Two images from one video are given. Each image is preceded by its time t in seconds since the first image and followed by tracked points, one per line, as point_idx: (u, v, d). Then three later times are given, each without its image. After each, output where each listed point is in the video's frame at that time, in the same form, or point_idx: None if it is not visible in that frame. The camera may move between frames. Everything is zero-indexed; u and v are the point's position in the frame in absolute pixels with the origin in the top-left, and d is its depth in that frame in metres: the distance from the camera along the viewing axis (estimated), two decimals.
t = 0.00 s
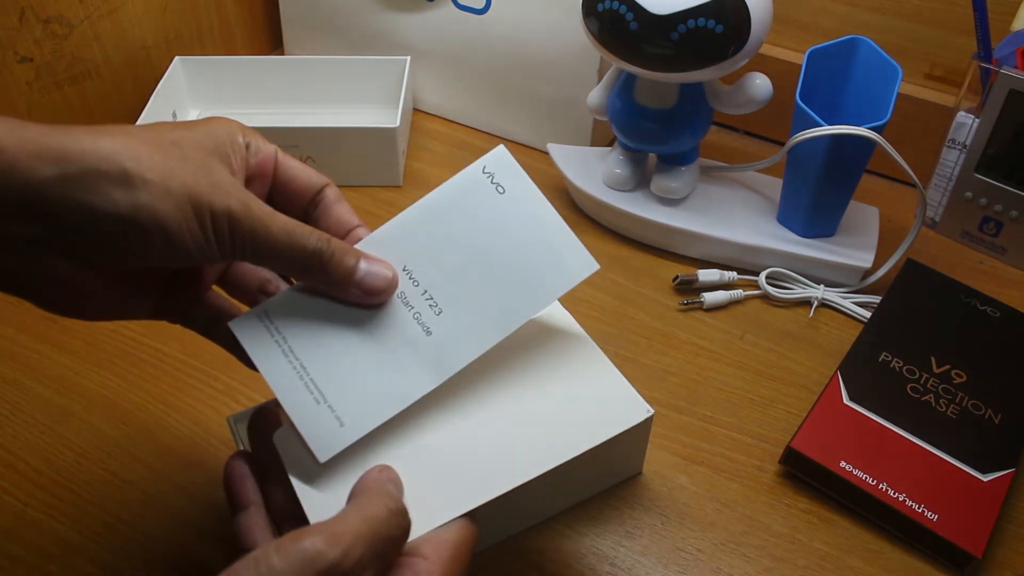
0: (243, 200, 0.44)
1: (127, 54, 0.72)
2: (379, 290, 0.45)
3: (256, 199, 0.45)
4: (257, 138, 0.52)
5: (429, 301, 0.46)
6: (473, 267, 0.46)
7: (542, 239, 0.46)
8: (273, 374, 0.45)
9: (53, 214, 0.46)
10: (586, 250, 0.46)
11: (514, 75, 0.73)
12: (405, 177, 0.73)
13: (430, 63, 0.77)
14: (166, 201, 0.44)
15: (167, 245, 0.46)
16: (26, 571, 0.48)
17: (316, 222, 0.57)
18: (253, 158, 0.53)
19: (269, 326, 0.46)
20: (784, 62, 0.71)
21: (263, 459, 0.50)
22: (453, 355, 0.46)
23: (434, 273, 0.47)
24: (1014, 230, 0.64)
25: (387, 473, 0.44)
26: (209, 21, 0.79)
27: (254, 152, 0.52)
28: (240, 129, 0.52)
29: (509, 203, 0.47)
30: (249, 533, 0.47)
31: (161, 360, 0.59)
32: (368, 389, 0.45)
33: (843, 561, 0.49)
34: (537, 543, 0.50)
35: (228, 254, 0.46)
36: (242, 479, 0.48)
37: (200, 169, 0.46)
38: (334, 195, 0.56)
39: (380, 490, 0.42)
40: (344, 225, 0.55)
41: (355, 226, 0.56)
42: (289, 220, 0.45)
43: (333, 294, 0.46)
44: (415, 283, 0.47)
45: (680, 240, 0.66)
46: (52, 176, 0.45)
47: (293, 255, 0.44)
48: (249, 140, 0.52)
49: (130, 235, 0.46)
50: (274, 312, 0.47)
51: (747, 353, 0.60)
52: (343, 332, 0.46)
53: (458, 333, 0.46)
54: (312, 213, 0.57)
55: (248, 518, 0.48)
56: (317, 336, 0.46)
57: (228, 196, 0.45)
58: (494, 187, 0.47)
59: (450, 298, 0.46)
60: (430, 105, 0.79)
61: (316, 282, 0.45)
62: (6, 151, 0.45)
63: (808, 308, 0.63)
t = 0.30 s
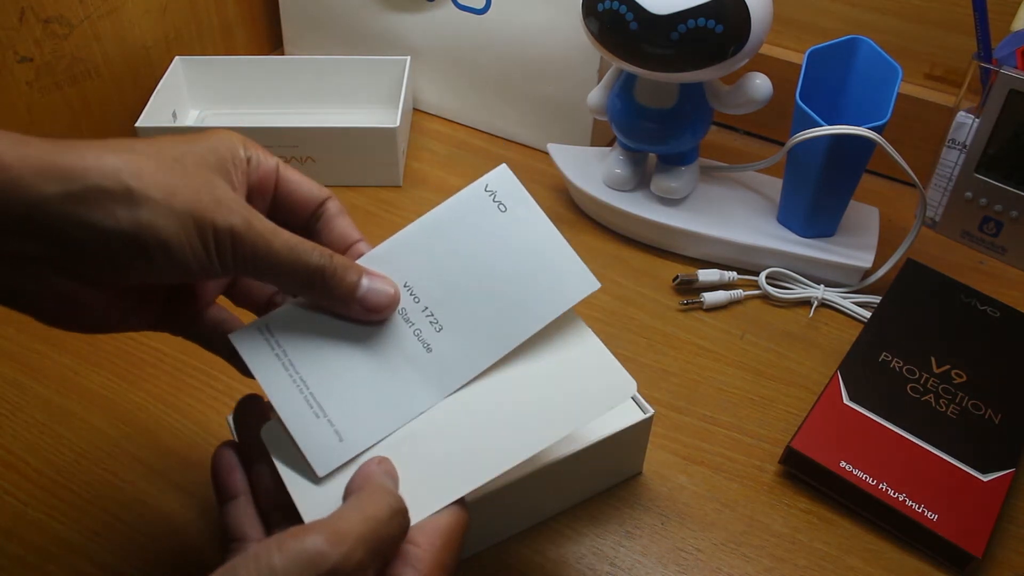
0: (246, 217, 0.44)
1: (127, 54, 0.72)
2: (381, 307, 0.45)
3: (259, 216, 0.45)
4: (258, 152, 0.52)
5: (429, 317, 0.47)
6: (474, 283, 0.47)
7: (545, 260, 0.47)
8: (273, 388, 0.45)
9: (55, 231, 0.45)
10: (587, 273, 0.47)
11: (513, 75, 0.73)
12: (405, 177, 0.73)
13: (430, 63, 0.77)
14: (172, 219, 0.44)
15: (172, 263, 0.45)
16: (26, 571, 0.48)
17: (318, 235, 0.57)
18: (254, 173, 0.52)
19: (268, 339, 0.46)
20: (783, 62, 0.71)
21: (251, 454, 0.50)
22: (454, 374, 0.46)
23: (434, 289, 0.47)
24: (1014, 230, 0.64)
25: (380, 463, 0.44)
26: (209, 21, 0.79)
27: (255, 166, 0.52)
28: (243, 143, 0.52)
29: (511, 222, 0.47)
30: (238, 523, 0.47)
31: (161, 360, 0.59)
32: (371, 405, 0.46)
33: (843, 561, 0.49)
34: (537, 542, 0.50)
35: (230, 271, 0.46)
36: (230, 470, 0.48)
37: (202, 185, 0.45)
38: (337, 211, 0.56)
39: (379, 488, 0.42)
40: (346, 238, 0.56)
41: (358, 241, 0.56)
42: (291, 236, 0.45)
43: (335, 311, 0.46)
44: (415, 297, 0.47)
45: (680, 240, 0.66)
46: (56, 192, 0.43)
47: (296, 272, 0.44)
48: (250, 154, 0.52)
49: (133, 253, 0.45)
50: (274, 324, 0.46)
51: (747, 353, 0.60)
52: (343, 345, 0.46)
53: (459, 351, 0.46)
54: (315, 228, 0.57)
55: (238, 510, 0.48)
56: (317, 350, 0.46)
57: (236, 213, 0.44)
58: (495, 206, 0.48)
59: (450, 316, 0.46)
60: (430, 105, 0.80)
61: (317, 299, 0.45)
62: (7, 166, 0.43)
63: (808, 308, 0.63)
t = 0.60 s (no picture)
0: (244, 259, 0.42)
1: (127, 54, 0.72)
2: (373, 361, 0.44)
3: (257, 256, 0.43)
4: (273, 181, 0.52)
5: (415, 359, 0.46)
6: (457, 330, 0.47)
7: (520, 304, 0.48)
8: (250, 419, 0.43)
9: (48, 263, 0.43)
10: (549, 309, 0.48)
11: (514, 75, 0.73)
12: (405, 177, 0.73)
13: (430, 63, 0.77)
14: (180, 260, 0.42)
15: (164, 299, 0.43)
16: (25, 571, 0.48)
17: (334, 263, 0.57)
18: (267, 202, 0.53)
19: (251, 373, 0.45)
20: (783, 62, 0.71)
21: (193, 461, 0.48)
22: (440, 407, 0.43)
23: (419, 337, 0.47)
24: (1014, 230, 0.64)
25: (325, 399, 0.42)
26: (209, 21, 0.79)
27: (267, 193, 0.52)
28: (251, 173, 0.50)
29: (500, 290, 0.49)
30: (206, 504, 0.47)
31: (161, 360, 0.59)
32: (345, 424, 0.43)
33: (844, 561, 0.49)
34: (536, 543, 0.50)
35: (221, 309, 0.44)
36: (195, 455, 0.48)
37: (201, 220, 0.43)
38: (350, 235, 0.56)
39: (297, 431, 0.40)
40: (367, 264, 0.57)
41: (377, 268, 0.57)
42: (287, 279, 0.43)
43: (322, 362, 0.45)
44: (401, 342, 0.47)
45: (679, 240, 0.66)
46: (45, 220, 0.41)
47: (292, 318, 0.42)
48: (261, 180, 0.51)
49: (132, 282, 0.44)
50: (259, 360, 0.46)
51: (747, 353, 0.60)
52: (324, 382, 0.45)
53: (441, 387, 0.44)
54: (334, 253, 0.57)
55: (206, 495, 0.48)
56: (299, 387, 0.45)
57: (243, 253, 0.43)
58: (485, 278, 0.50)
59: (436, 357, 0.46)
60: (430, 105, 0.80)
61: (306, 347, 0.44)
62: None
63: (808, 308, 0.63)
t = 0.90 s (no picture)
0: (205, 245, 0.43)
1: (127, 54, 0.72)
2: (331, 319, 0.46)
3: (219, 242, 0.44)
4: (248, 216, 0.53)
5: (357, 352, 0.45)
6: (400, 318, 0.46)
7: (470, 299, 0.46)
8: (195, 420, 0.43)
9: (8, 260, 0.43)
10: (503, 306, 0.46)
11: (513, 75, 0.73)
12: (405, 176, 0.73)
13: (430, 63, 0.77)
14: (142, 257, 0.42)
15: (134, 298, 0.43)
16: (26, 571, 0.48)
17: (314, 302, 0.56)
18: (242, 239, 0.53)
19: (200, 371, 0.45)
20: (783, 62, 0.71)
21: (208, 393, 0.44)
22: (377, 403, 0.43)
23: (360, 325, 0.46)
24: (1014, 230, 0.64)
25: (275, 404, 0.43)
26: (208, 21, 0.79)
27: (244, 229, 0.53)
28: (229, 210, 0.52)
29: (447, 275, 0.48)
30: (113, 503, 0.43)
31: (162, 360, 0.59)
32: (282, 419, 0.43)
33: (844, 561, 0.49)
34: (535, 543, 0.50)
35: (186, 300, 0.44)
36: (121, 438, 0.44)
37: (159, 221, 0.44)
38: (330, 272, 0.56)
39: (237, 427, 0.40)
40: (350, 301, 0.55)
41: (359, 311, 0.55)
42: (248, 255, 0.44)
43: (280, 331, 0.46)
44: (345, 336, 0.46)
45: (679, 240, 0.66)
46: (5, 214, 0.41)
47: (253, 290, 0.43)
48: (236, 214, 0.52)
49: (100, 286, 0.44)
50: (212, 355, 0.45)
51: (747, 353, 0.60)
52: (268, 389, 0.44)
53: (378, 380, 0.44)
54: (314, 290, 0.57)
55: (151, 470, 0.45)
56: (243, 384, 0.44)
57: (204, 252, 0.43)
58: (437, 263, 0.48)
59: (378, 351, 0.45)
60: (430, 105, 0.80)
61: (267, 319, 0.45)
62: None
63: (808, 308, 0.63)
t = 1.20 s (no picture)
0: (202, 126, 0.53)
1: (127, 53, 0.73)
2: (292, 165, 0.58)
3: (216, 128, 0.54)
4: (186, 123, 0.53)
5: (320, 195, 0.57)
6: (348, 168, 0.58)
7: (408, 142, 0.60)
8: (202, 262, 0.53)
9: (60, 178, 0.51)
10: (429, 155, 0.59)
11: (513, 74, 0.73)
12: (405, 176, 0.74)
13: (430, 63, 0.77)
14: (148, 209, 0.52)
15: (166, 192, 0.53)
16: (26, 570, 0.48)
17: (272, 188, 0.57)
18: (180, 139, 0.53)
19: (191, 212, 0.54)
20: (783, 62, 0.71)
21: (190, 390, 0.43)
22: (337, 225, 0.55)
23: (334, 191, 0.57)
24: (1014, 230, 0.64)
25: (248, 390, 0.38)
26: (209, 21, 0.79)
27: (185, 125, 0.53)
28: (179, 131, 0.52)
29: (393, 131, 0.61)
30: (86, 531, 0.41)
31: (161, 360, 0.59)
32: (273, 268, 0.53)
33: (844, 561, 0.49)
34: (535, 542, 0.50)
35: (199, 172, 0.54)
36: (97, 466, 0.42)
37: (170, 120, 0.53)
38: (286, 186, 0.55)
39: (211, 426, 0.36)
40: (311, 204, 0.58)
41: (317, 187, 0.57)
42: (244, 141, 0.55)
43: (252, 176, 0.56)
44: (306, 176, 0.58)
45: (680, 240, 0.66)
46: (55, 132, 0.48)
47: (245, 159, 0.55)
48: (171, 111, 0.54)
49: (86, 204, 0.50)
50: (194, 200, 0.55)
51: (747, 353, 0.60)
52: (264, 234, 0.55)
53: (339, 216, 0.55)
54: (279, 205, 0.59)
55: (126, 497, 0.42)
56: (233, 215, 0.55)
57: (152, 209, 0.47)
58: (383, 121, 0.62)
59: (331, 199, 0.56)
60: (430, 105, 0.80)
61: (240, 166, 0.55)
62: None
63: (808, 308, 0.63)
